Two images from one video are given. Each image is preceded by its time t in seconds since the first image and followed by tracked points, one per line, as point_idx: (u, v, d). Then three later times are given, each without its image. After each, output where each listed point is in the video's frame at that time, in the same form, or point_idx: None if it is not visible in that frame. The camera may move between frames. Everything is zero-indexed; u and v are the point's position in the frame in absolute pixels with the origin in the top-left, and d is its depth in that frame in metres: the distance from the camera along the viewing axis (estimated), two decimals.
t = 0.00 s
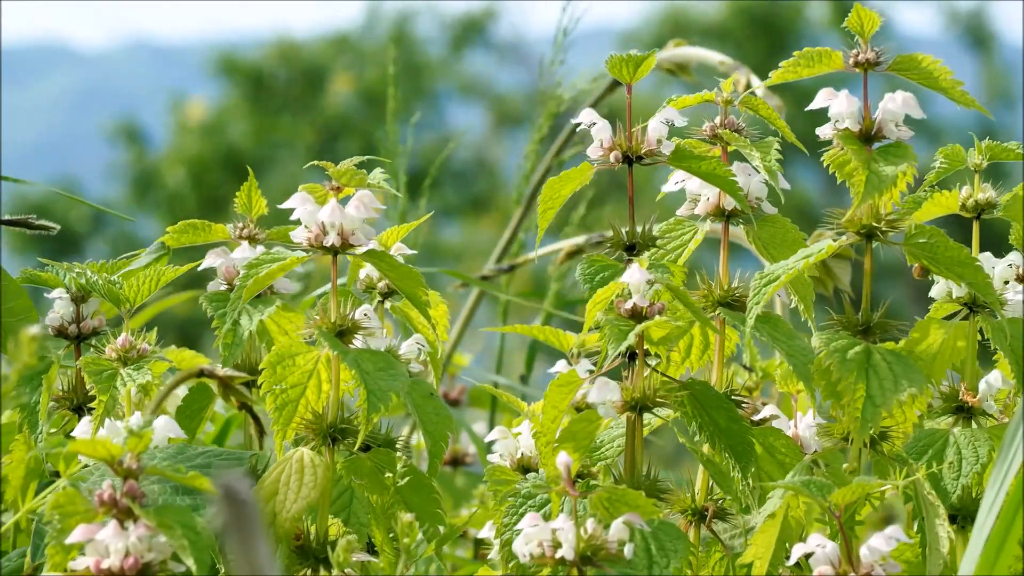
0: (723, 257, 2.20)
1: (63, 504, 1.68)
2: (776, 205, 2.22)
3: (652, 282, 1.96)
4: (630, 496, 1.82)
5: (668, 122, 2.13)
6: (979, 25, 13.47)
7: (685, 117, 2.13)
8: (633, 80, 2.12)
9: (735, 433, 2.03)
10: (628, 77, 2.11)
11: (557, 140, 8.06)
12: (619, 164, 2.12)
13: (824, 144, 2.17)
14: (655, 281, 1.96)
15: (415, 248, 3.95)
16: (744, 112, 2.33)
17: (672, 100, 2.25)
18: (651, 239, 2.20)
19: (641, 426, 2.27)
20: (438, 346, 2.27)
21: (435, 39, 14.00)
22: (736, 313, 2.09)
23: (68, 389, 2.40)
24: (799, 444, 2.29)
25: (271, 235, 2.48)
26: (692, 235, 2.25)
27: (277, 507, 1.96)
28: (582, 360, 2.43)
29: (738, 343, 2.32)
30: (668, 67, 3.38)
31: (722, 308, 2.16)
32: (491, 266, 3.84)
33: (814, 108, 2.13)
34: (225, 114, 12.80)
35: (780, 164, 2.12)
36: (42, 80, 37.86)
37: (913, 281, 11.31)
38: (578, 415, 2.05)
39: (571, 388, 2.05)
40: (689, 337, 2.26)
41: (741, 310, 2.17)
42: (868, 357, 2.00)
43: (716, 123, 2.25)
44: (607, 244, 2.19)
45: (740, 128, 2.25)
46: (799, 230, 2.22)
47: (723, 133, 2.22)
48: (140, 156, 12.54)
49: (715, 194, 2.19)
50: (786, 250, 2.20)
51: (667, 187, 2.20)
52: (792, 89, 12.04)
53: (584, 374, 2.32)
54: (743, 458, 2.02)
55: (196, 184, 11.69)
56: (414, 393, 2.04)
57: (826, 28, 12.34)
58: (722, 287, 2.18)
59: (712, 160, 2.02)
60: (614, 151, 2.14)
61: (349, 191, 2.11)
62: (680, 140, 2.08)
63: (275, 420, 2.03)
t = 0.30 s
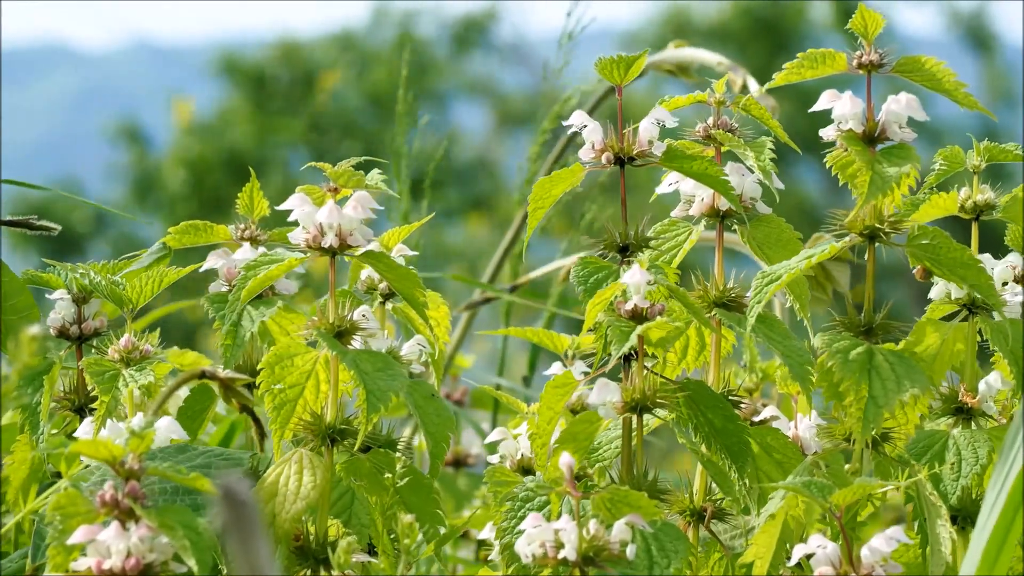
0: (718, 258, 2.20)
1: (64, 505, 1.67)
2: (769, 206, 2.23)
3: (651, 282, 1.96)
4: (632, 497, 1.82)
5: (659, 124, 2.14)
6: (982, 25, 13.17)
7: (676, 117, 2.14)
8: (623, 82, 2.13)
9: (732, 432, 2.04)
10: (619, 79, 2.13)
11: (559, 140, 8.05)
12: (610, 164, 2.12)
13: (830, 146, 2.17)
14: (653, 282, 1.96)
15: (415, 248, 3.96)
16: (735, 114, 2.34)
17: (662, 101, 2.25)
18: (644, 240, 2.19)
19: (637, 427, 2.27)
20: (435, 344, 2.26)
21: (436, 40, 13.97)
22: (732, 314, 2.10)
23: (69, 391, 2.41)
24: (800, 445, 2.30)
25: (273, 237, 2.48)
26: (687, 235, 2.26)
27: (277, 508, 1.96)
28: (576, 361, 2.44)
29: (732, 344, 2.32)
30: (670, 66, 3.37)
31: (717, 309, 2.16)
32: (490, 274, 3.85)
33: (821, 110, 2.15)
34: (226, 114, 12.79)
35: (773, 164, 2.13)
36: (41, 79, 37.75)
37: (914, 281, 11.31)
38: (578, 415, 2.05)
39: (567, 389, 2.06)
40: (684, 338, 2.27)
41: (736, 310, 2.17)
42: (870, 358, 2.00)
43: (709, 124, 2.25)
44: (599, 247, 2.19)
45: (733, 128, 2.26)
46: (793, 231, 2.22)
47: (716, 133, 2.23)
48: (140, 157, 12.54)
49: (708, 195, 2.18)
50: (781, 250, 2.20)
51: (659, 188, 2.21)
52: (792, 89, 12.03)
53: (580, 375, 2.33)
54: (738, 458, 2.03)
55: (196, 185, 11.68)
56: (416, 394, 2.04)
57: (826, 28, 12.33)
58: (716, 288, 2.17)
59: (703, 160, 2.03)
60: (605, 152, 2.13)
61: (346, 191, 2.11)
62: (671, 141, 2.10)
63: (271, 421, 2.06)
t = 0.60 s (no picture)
0: (718, 257, 2.20)
1: (68, 503, 1.68)
2: (768, 204, 2.22)
3: (652, 281, 1.96)
4: (636, 497, 1.81)
5: (658, 122, 2.14)
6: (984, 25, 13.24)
7: (675, 116, 2.14)
8: (621, 80, 2.14)
9: (733, 431, 2.03)
10: (616, 78, 2.14)
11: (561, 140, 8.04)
12: (609, 163, 2.12)
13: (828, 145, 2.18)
14: (656, 282, 1.97)
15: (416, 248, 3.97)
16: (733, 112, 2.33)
17: (660, 100, 2.25)
18: (644, 238, 2.19)
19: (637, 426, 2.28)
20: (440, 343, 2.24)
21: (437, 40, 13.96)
22: (732, 314, 2.09)
23: (72, 390, 2.41)
24: (803, 444, 2.33)
25: (276, 236, 2.48)
26: (686, 235, 2.26)
27: (280, 507, 1.96)
28: (579, 360, 2.45)
29: (735, 343, 2.32)
30: (674, 69, 3.39)
31: (718, 307, 2.16)
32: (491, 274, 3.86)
33: (817, 109, 2.15)
34: (226, 115, 12.79)
35: (769, 162, 2.12)
36: (41, 80, 37.64)
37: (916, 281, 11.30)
38: (580, 415, 2.06)
39: (567, 389, 2.06)
40: (685, 337, 2.27)
41: (736, 309, 2.18)
42: (871, 357, 2.01)
43: (707, 123, 2.25)
44: (599, 246, 2.19)
45: (731, 127, 2.26)
46: (792, 228, 2.22)
47: (714, 132, 2.22)
48: (141, 157, 12.55)
49: (708, 194, 2.19)
50: (780, 248, 2.20)
51: (659, 187, 2.20)
52: (793, 90, 12.03)
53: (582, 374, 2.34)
54: (740, 457, 2.03)
55: (197, 185, 11.68)
56: (419, 394, 2.05)
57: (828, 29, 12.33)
58: (717, 287, 2.18)
59: (701, 158, 2.04)
60: (604, 151, 2.14)
61: (351, 191, 2.10)
62: (670, 140, 2.11)
63: (277, 420, 2.04)
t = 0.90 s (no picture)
0: (719, 255, 2.19)
1: (71, 503, 1.67)
2: (769, 203, 2.22)
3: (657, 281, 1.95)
4: (637, 495, 1.79)
5: (658, 121, 2.13)
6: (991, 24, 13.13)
7: (674, 115, 2.13)
8: (620, 80, 2.13)
9: (735, 430, 2.02)
10: (615, 78, 2.13)
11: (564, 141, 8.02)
12: (609, 163, 2.12)
13: (835, 144, 2.17)
14: (658, 281, 1.96)
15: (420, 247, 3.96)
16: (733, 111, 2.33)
17: (660, 100, 2.25)
18: (645, 238, 2.18)
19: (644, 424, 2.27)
20: (440, 341, 2.23)
21: (439, 40, 13.94)
22: (735, 312, 2.10)
23: (75, 389, 2.40)
24: (808, 443, 2.33)
25: (278, 235, 2.47)
26: (687, 234, 2.25)
27: (281, 506, 1.96)
28: (583, 359, 2.43)
29: (737, 342, 2.31)
30: (675, 65, 3.36)
31: (720, 307, 2.15)
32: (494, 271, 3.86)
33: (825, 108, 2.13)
34: (229, 115, 12.80)
35: (771, 161, 2.13)
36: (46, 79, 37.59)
37: (920, 281, 11.26)
38: (584, 414, 2.04)
39: (570, 388, 2.05)
40: (687, 336, 2.27)
41: (739, 308, 2.16)
42: (877, 357, 2.00)
43: (707, 122, 2.24)
44: (600, 245, 2.19)
45: (730, 126, 2.25)
46: (794, 227, 2.21)
47: (714, 132, 2.22)
48: (144, 157, 12.56)
49: (708, 193, 2.18)
50: (782, 247, 2.20)
51: (658, 187, 2.19)
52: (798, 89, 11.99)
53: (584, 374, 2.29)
54: (742, 456, 2.02)
55: (200, 185, 11.69)
56: (423, 392, 2.05)
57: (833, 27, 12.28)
58: (718, 286, 2.17)
59: (702, 157, 2.03)
60: (604, 151, 2.13)
61: (349, 191, 2.09)
62: (669, 139, 2.10)
63: (277, 419, 2.03)
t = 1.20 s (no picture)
0: (722, 256, 2.18)
1: (74, 504, 1.69)
2: (770, 204, 2.22)
3: (659, 281, 1.96)
4: (643, 497, 1.80)
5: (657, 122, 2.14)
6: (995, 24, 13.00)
7: (674, 115, 2.13)
8: (619, 82, 2.14)
9: (738, 432, 2.03)
10: (614, 79, 2.13)
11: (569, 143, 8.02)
12: (609, 165, 2.12)
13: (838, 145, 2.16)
14: (661, 282, 1.96)
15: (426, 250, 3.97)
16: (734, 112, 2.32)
17: (662, 100, 2.25)
18: (645, 239, 2.19)
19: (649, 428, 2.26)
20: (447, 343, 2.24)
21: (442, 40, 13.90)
22: (738, 315, 2.10)
23: (79, 390, 2.40)
24: (810, 445, 2.30)
25: (285, 236, 2.48)
26: (689, 235, 2.25)
27: (288, 507, 1.96)
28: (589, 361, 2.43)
29: (740, 342, 2.31)
30: (687, 70, 3.32)
31: (722, 308, 2.15)
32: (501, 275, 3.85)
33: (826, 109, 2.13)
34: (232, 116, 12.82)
35: (773, 162, 2.13)
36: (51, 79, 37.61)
37: (925, 282, 11.24)
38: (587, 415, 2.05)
39: (572, 390, 2.06)
40: (690, 337, 2.26)
41: (741, 310, 2.17)
42: (879, 358, 2.00)
43: (708, 123, 2.24)
44: (602, 246, 2.19)
45: (732, 127, 2.25)
46: (796, 228, 2.21)
47: (715, 133, 2.22)
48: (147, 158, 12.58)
49: (710, 195, 2.18)
50: (784, 248, 2.19)
51: (661, 188, 2.18)
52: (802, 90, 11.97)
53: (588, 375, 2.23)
54: (745, 457, 2.03)
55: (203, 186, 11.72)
56: (427, 394, 2.04)
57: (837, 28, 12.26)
58: (721, 287, 2.17)
59: (701, 158, 2.03)
60: (603, 153, 2.13)
61: (357, 191, 2.09)
62: (669, 140, 2.10)
63: (284, 421, 2.08)
